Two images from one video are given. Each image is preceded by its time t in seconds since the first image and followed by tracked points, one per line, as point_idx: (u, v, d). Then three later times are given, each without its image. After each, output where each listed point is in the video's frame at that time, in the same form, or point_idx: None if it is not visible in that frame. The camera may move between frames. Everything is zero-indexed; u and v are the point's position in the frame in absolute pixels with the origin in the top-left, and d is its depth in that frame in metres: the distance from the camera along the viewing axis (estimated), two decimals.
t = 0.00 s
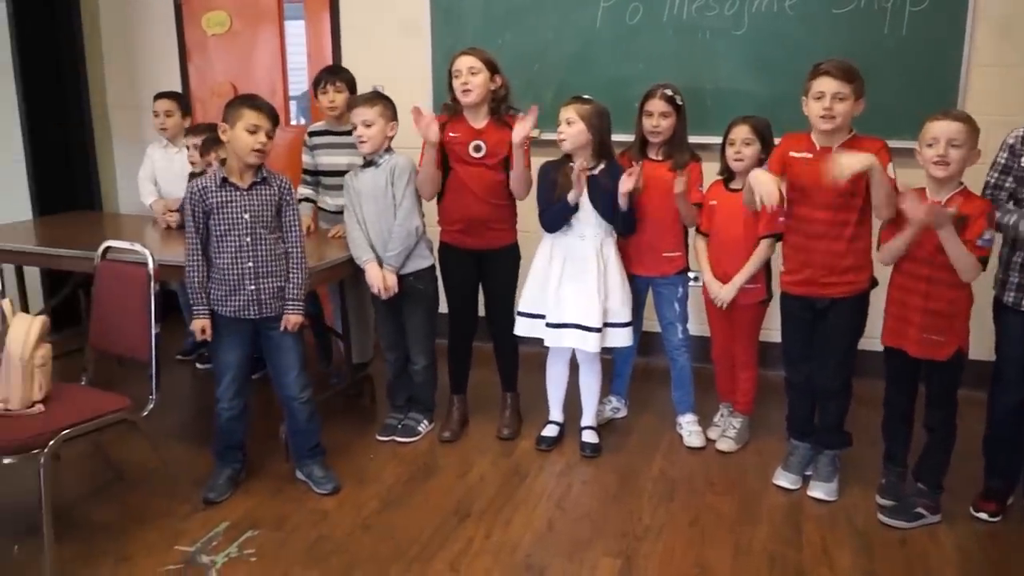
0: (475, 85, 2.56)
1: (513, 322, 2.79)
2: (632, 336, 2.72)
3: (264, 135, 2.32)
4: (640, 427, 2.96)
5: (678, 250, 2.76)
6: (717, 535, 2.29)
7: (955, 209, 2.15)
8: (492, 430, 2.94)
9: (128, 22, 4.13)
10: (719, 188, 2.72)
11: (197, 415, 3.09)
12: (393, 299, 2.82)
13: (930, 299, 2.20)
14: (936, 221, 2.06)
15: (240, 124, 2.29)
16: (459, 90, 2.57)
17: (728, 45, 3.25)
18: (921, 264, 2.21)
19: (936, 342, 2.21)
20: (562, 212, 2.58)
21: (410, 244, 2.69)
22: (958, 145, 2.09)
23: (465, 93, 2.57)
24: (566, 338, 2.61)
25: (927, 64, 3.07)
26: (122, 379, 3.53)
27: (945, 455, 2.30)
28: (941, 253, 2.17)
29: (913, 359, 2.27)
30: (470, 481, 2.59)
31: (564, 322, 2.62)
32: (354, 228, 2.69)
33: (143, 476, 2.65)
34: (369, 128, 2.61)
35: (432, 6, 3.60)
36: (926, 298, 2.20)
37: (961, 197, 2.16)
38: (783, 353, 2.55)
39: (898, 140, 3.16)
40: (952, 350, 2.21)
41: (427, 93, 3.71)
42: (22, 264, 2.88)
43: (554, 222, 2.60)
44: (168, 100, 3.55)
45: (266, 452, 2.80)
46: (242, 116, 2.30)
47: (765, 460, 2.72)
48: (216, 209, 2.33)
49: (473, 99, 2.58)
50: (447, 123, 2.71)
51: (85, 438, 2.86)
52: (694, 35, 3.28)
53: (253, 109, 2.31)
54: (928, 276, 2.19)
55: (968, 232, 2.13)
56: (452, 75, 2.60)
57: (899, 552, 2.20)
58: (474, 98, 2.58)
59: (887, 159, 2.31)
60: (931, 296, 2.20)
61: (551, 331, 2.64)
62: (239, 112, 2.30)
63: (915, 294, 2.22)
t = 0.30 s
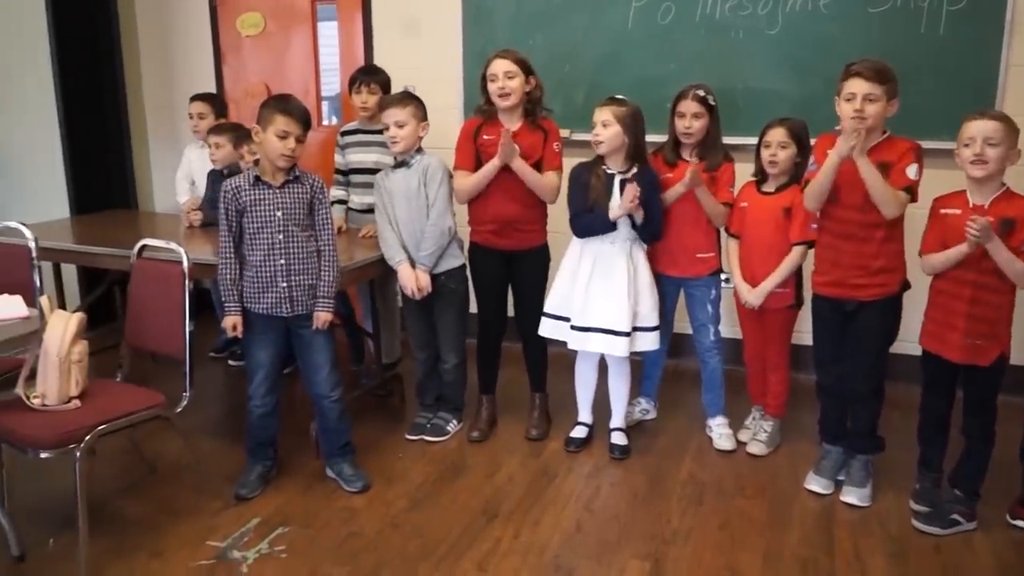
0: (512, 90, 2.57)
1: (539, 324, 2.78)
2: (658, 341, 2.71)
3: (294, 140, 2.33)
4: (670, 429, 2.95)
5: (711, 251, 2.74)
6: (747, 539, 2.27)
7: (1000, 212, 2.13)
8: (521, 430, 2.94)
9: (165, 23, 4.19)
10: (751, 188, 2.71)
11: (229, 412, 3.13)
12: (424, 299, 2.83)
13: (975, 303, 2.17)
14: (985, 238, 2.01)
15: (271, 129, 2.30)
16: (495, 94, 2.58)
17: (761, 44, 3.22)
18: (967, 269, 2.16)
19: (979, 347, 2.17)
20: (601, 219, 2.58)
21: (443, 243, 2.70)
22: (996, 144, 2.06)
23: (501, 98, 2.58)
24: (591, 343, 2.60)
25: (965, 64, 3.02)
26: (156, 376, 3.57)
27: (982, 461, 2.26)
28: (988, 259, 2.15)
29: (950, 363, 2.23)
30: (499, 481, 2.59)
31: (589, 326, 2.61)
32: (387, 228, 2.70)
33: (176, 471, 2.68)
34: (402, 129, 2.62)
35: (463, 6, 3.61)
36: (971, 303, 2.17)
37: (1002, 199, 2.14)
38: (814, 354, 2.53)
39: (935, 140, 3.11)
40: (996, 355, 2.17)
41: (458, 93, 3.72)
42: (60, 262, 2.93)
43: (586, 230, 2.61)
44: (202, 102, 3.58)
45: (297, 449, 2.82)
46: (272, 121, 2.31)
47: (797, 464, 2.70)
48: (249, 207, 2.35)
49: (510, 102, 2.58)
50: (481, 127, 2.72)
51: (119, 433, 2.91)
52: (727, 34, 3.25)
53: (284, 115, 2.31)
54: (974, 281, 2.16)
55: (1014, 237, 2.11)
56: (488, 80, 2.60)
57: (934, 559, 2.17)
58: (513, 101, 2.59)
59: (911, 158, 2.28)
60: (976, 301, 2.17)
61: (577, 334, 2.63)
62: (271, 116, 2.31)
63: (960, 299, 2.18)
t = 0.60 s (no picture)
0: (540, 88, 2.56)
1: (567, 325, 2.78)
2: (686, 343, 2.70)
3: (323, 143, 2.35)
4: (698, 432, 2.93)
5: (741, 254, 2.73)
6: (776, 543, 2.25)
7: None
8: (548, 431, 2.94)
9: (199, 26, 4.24)
10: (784, 190, 2.68)
11: (259, 410, 3.16)
12: (453, 300, 2.84)
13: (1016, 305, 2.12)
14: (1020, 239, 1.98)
15: (300, 131, 2.33)
16: (522, 93, 2.58)
17: (792, 45, 3.20)
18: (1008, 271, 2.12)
19: (1017, 350, 2.12)
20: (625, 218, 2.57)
21: (471, 244, 2.71)
22: None
23: (529, 96, 2.58)
24: (619, 345, 2.59)
25: (1002, 64, 2.97)
26: (188, 373, 3.62)
27: (1018, 468, 2.23)
28: None
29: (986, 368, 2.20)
30: (526, 483, 2.59)
31: (618, 328, 2.60)
32: (416, 229, 2.71)
33: (206, 469, 2.71)
34: (431, 130, 2.63)
35: (493, 8, 3.62)
36: (1010, 305, 2.12)
37: None
38: (845, 358, 2.51)
39: (970, 141, 3.06)
40: None
41: (487, 94, 3.73)
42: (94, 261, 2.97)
43: (612, 226, 2.60)
44: (234, 104, 3.60)
45: (326, 448, 2.84)
46: (303, 123, 2.33)
47: (828, 468, 2.67)
48: (280, 208, 2.38)
49: (538, 101, 2.58)
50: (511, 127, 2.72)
51: (152, 430, 2.95)
52: (759, 35, 3.23)
53: (313, 117, 2.33)
54: (1014, 283, 2.11)
55: None
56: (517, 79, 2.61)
57: (967, 566, 2.14)
58: (540, 101, 2.58)
59: (950, 162, 2.22)
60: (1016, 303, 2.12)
61: (605, 336, 2.63)
62: (301, 118, 2.33)
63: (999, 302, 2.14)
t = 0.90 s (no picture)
0: (566, 90, 2.56)
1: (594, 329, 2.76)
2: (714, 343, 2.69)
3: (350, 145, 2.36)
4: (722, 435, 2.91)
5: (766, 256, 2.71)
6: (801, 547, 2.24)
7: None
8: (572, 433, 2.94)
9: (227, 28, 4.28)
10: (812, 194, 2.66)
11: (285, 410, 3.18)
12: (477, 300, 2.84)
13: None
14: None
15: (328, 133, 2.34)
16: (548, 95, 2.58)
17: (819, 45, 3.17)
18: None
19: None
20: (648, 219, 2.55)
21: (493, 244, 2.71)
22: None
23: (555, 98, 2.58)
24: (646, 346, 2.59)
25: None
26: (214, 373, 3.65)
27: None
28: None
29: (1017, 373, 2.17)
30: (549, 484, 2.59)
31: (646, 329, 2.59)
32: (440, 230, 2.71)
33: (232, 467, 2.73)
34: (454, 132, 2.63)
35: (518, 9, 3.62)
36: None
37: None
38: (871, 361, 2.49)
39: (1002, 143, 3.02)
40: None
41: (511, 95, 3.73)
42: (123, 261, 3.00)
43: (634, 228, 2.59)
44: (265, 106, 3.63)
45: (350, 448, 2.86)
46: (330, 125, 2.34)
47: (854, 472, 2.65)
48: (306, 208, 2.39)
49: (564, 103, 2.58)
50: (537, 129, 2.72)
51: (178, 429, 2.97)
52: (786, 35, 3.21)
53: (342, 119, 2.34)
54: None
55: None
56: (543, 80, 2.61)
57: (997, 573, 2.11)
58: (567, 102, 2.58)
59: (969, 161, 2.24)
60: None
61: (632, 338, 2.62)
62: (328, 120, 2.35)
63: None
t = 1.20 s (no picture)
0: (578, 88, 2.56)
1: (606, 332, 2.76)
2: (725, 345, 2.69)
3: (372, 147, 2.37)
4: (735, 437, 2.91)
5: (778, 258, 2.70)
6: (813, 550, 2.23)
7: None
8: (583, 434, 2.94)
9: (239, 29, 4.30)
10: (826, 195, 2.67)
11: (298, 410, 3.19)
12: (489, 302, 2.85)
13: None
14: None
15: (350, 135, 2.34)
16: (562, 92, 2.59)
17: (833, 47, 3.17)
18: None
19: None
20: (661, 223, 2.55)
21: (505, 246, 2.71)
22: None
23: (567, 96, 2.58)
24: (660, 349, 2.59)
25: None
26: (226, 374, 3.66)
27: None
28: None
29: None
30: (560, 485, 2.59)
31: (660, 332, 2.59)
32: (452, 232, 2.72)
33: (243, 468, 2.74)
34: (465, 134, 2.64)
35: (530, 11, 3.63)
36: None
37: None
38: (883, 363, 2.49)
39: (1018, 145, 3.00)
40: None
41: (523, 97, 3.74)
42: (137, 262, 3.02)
43: (645, 235, 2.59)
44: (282, 107, 3.65)
45: (361, 449, 2.86)
46: (352, 127, 2.34)
47: (867, 475, 2.64)
48: (320, 210, 2.40)
49: (575, 101, 2.58)
50: (550, 131, 2.73)
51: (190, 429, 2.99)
52: (799, 37, 3.20)
53: (363, 122, 2.35)
54: None
55: None
56: (557, 79, 2.61)
57: None
58: (578, 100, 2.58)
59: (985, 163, 2.23)
60: None
61: (645, 341, 2.62)
62: (350, 122, 2.35)
63: None
